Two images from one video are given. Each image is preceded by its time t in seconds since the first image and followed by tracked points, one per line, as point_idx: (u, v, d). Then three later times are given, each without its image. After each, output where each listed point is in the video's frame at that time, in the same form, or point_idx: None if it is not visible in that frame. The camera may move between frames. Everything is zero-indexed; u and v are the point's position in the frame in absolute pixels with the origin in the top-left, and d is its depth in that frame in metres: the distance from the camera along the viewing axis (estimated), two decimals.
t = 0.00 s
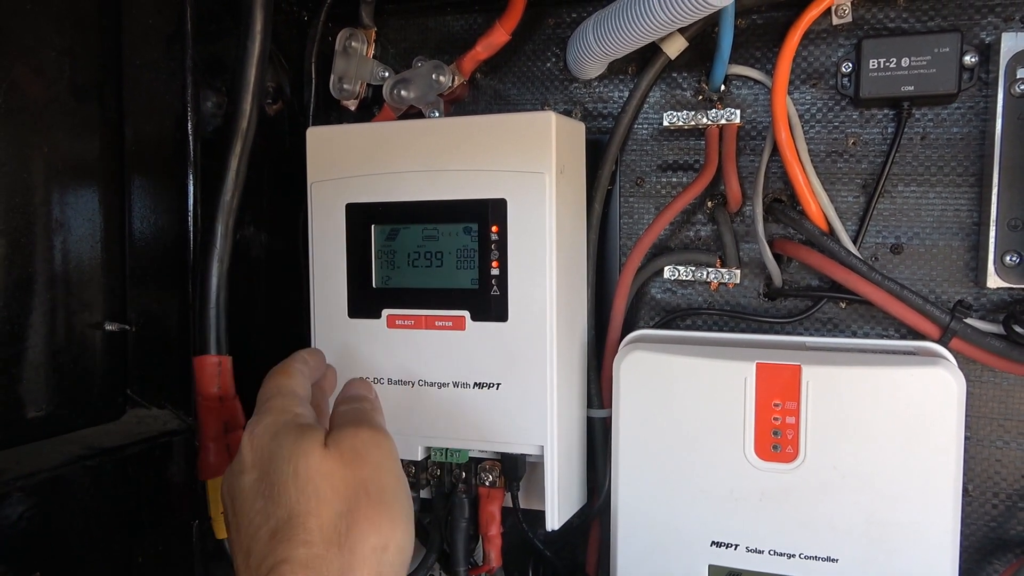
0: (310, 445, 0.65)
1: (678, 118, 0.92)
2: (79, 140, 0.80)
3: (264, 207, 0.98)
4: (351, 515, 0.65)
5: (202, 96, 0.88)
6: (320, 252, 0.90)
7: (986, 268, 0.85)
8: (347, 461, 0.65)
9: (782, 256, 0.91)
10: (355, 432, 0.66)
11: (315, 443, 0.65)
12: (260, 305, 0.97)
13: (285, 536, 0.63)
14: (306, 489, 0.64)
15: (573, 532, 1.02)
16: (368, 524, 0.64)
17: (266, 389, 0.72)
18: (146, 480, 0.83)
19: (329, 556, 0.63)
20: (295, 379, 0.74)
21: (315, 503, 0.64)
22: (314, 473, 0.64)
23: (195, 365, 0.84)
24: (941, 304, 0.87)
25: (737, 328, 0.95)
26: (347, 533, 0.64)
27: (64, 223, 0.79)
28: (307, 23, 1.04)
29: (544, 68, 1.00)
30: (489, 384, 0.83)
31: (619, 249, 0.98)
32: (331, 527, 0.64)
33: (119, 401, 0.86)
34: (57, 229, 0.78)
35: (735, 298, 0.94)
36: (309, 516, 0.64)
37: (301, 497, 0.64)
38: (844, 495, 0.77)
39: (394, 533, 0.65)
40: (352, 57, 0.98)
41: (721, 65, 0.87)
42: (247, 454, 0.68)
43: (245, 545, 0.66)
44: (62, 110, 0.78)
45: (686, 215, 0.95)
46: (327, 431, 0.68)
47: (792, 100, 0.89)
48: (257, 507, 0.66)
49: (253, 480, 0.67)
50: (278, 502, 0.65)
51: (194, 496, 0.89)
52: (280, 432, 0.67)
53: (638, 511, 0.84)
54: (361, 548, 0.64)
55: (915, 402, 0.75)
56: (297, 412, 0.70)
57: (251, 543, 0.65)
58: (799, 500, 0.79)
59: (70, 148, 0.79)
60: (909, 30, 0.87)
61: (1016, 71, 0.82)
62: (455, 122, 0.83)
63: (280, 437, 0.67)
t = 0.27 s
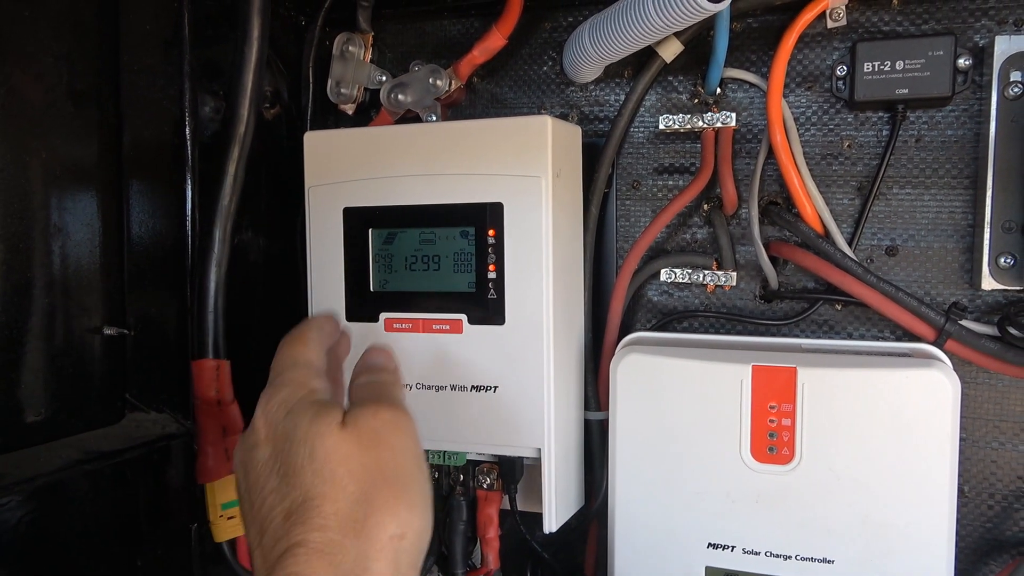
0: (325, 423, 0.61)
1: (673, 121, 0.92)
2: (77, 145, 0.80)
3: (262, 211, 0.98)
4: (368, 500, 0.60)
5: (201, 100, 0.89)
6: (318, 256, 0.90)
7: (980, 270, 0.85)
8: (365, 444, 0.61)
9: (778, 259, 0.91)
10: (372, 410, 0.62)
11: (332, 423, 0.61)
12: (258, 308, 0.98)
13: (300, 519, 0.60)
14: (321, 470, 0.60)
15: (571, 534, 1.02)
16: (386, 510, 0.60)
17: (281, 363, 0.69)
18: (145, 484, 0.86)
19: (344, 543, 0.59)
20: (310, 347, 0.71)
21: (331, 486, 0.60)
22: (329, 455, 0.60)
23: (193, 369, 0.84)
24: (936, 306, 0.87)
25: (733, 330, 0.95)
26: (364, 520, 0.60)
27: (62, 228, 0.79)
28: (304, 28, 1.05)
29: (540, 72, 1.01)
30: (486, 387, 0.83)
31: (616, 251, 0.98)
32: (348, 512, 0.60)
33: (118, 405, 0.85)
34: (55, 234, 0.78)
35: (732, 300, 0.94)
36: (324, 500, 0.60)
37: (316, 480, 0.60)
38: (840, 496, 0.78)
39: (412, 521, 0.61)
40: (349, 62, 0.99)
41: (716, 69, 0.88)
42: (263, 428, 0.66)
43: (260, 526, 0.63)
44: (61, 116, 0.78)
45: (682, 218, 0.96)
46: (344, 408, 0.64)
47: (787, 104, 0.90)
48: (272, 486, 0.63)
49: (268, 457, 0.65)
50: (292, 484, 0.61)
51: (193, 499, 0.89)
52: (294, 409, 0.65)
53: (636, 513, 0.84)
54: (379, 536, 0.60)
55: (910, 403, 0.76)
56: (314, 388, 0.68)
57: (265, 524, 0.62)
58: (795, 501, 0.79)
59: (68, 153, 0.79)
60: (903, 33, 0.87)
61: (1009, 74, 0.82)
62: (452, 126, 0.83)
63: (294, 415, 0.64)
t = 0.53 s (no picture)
0: (401, 359, 0.49)
1: (676, 121, 0.91)
2: (78, 143, 0.80)
3: (263, 210, 0.98)
4: (440, 467, 0.50)
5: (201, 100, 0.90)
6: (318, 256, 0.90)
7: (983, 270, 0.85)
8: (447, 389, 0.49)
9: (780, 258, 0.91)
10: (457, 354, 0.49)
11: (408, 359, 0.49)
12: (259, 308, 0.98)
13: (359, 472, 0.50)
14: (391, 420, 0.49)
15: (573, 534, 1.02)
16: (458, 481, 0.50)
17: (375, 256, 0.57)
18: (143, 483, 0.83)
19: (409, 513, 0.49)
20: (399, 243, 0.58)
21: (402, 436, 0.49)
22: (401, 400, 0.49)
23: (194, 368, 0.84)
24: (939, 306, 0.87)
25: (735, 329, 0.95)
26: (434, 491, 0.49)
27: (63, 227, 0.78)
28: (305, 27, 1.05)
29: (542, 71, 1.01)
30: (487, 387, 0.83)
31: (618, 251, 0.98)
32: (418, 477, 0.49)
33: (118, 405, 0.84)
34: (56, 233, 0.78)
35: (733, 300, 0.94)
36: (390, 459, 0.49)
37: (384, 433, 0.49)
38: (843, 496, 0.78)
39: (484, 495, 0.51)
40: (350, 61, 0.99)
41: (718, 68, 0.88)
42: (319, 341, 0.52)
43: (309, 462, 0.53)
44: (61, 114, 0.78)
45: (684, 217, 0.95)
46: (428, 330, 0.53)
47: (789, 103, 0.90)
48: (330, 418, 0.51)
49: (329, 381, 0.52)
50: (355, 421, 0.50)
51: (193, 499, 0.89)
52: (363, 327, 0.50)
53: (638, 514, 0.84)
54: (449, 508, 0.50)
55: (913, 403, 0.75)
56: (389, 294, 0.52)
57: (315, 463, 0.52)
58: (798, 502, 0.79)
59: (69, 151, 0.79)
60: (905, 32, 0.87)
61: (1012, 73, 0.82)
62: (453, 125, 0.83)
63: (361, 330, 0.51)
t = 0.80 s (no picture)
0: (482, 508, 0.53)
1: (675, 121, 0.92)
2: (77, 144, 0.80)
3: (262, 211, 0.98)
4: None
5: (200, 99, 0.89)
6: (317, 256, 0.90)
7: (982, 270, 0.85)
8: (523, 542, 0.52)
9: (780, 259, 0.91)
10: (535, 506, 0.54)
11: (489, 507, 0.53)
12: (258, 309, 0.97)
13: None
14: (468, 564, 0.51)
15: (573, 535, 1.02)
16: None
17: (446, 414, 0.61)
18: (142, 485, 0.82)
19: None
20: (466, 408, 0.63)
21: None
22: (481, 546, 0.51)
23: (193, 369, 0.84)
24: (938, 307, 0.87)
25: (735, 330, 0.95)
26: None
27: (61, 227, 0.79)
28: (304, 27, 1.05)
29: (541, 72, 1.01)
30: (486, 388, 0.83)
31: (617, 251, 0.98)
32: None
33: (117, 405, 0.85)
34: (54, 234, 0.78)
35: (733, 300, 0.94)
36: None
37: None
38: (842, 497, 0.77)
39: None
40: (349, 62, 0.99)
41: (718, 68, 0.87)
42: (406, 480, 0.55)
43: None
44: (59, 115, 0.78)
45: (684, 218, 0.95)
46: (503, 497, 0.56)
47: (789, 104, 0.90)
48: (400, 555, 0.52)
49: (404, 520, 0.54)
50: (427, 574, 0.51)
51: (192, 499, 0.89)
52: (448, 476, 0.55)
53: (637, 515, 0.84)
54: None
55: (913, 404, 0.75)
56: (466, 450, 0.58)
57: None
58: (797, 503, 0.79)
59: (68, 152, 0.79)
60: (905, 33, 0.87)
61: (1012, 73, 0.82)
62: (452, 126, 0.83)
63: (446, 482, 0.54)
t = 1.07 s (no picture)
0: None
1: (677, 121, 0.91)
2: (80, 143, 0.80)
3: (265, 210, 0.98)
4: None
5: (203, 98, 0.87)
6: (320, 256, 0.90)
7: (986, 270, 0.85)
8: None
9: (783, 259, 0.91)
10: None
11: None
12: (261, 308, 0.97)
13: None
14: None
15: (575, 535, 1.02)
16: None
17: (474, 526, 0.56)
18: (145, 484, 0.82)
19: None
20: (500, 537, 0.57)
21: None
22: None
23: (197, 368, 0.83)
24: (942, 307, 0.87)
25: (737, 330, 0.95)
26: None
27: (64, 226, 0.79)
28: (307, 26, 1.05)
29: (544, 72, 1.01)
30: (490, 387, 0.83)
31: (620, 251, 0.98)
32: None
33: (120, 404, 0.86)
34: (57, 233, 0.78)
35: (736, 300, 0.94)
36: None
37: None
38: (846, 497, 0.77)
39: None
40: (352, 60, 0.98)
41: (721, 68, 0.88)
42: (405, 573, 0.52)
43: None
44: (63, 114, 0.78)
45: (687, 218, 0.95)
46: None
47: (792, 103, 0.90)
48: None
49: None
50: None
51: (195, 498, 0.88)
52: None
53: (640, 515, 0.84)
54: None
55: (917, 403, 0.75)
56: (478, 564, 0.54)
57: None
58: (801, 502, 0.79)
59: (71, 151, 0.79)
60: (908, 33, 0.87)
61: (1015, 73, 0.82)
62: (456, 125, 0.83)
63: None
